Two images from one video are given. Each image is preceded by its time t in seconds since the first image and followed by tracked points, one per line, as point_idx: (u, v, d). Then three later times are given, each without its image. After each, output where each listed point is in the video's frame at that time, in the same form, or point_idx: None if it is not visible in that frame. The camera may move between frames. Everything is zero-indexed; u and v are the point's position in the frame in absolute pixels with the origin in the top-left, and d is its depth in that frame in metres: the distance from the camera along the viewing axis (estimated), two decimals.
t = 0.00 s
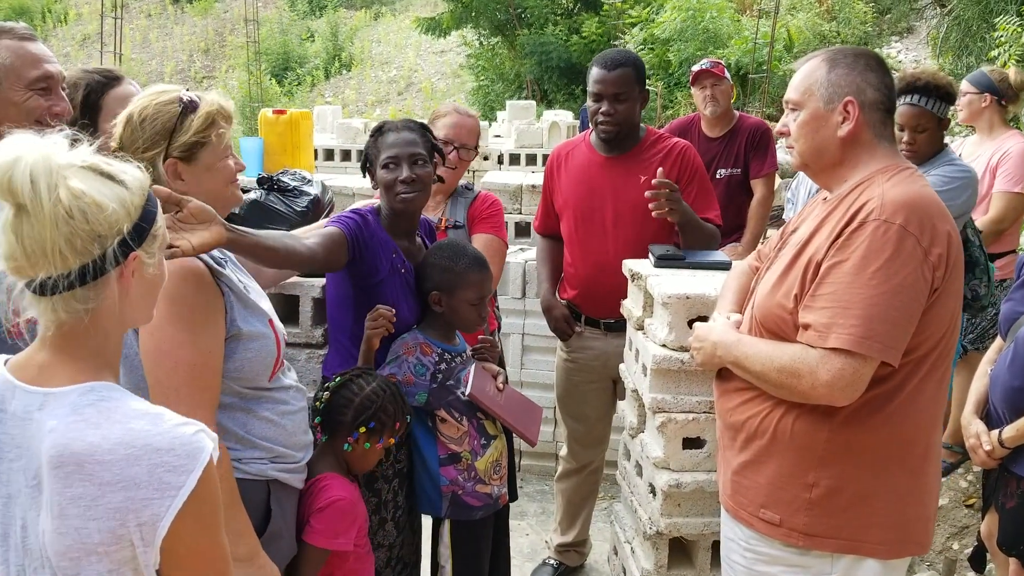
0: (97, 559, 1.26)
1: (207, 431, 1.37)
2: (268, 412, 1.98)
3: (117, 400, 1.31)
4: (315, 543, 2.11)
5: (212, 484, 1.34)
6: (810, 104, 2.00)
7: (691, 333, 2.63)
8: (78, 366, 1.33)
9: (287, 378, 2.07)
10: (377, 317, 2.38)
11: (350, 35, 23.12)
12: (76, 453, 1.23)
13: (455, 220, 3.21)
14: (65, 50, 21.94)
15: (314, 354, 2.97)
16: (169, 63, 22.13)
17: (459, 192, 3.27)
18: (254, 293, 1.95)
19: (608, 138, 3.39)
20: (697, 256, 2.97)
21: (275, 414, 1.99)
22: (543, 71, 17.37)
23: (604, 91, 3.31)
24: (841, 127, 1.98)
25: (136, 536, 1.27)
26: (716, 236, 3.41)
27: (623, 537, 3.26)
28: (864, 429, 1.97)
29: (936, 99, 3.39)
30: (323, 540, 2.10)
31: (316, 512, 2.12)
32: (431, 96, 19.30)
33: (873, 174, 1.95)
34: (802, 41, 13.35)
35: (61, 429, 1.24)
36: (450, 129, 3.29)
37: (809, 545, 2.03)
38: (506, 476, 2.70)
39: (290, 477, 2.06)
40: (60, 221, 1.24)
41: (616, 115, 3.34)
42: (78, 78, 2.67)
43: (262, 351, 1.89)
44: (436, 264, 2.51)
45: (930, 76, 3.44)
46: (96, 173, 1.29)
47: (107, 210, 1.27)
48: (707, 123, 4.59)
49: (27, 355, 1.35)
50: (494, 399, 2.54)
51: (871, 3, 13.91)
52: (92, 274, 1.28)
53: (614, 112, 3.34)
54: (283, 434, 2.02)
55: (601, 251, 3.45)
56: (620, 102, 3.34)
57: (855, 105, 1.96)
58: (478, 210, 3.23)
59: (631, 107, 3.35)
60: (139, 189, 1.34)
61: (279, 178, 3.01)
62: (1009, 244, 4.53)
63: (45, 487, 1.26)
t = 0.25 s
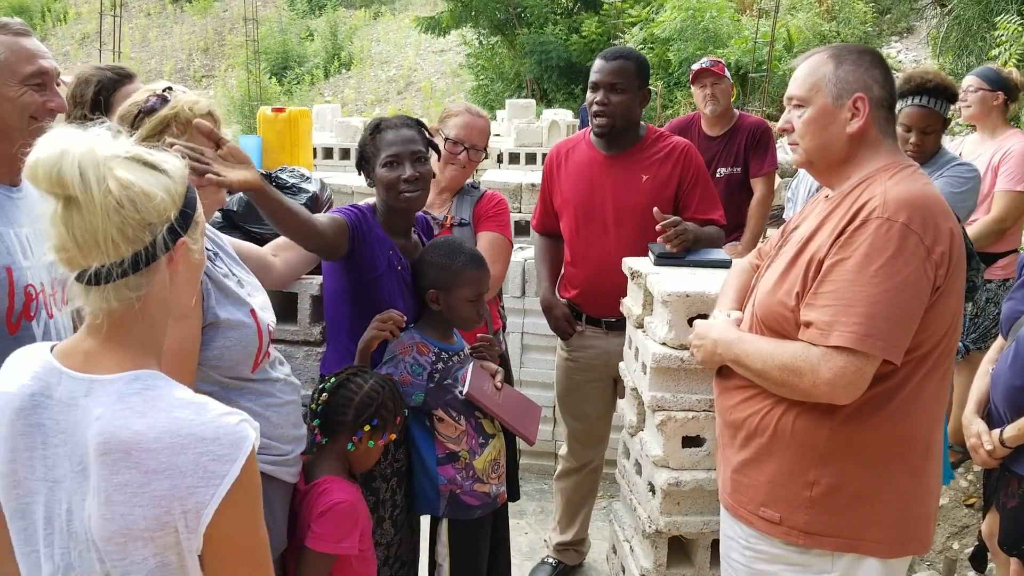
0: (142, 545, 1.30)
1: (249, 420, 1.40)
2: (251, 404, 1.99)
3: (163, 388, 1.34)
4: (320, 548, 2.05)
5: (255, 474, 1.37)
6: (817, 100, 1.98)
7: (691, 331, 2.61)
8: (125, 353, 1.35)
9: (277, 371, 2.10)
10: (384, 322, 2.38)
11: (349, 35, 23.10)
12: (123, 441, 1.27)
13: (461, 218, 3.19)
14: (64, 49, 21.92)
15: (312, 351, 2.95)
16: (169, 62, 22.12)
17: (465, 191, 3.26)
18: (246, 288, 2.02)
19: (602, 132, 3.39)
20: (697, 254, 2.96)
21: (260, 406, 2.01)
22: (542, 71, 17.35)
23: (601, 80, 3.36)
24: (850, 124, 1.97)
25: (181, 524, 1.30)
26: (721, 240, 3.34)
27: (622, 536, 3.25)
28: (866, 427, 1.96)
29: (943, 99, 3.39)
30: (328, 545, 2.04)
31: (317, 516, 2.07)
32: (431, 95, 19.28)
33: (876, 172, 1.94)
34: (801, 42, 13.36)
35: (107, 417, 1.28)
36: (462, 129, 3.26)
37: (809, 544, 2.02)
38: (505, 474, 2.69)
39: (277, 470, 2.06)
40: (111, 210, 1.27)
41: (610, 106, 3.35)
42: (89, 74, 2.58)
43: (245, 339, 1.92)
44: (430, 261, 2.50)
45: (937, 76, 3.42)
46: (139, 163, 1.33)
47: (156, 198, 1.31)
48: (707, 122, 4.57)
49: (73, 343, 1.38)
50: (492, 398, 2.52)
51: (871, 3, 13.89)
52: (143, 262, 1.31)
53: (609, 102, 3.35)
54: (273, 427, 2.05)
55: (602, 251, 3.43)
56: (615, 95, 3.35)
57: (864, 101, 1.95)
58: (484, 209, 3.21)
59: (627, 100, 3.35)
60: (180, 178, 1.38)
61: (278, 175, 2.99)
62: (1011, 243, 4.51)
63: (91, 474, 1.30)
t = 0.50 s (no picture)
0: (192, 533, 1.37)
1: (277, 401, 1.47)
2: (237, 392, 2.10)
3: (195, 379, 1.39)
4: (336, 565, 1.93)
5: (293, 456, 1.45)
6: (820, 96, 1.96)
7: (691, 328, 2.60)
8: (155, 344, 1.39)
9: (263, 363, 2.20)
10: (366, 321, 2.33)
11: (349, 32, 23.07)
12: (166, 434, 1.32)
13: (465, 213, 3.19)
14: (64, 46, 21.89)
15: (312, 348, 2.95)
16: (168, 59, 22.09)
17: (470, 187, 3.25)
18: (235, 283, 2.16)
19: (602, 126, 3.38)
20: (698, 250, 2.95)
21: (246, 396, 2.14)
22: (542, 68, 17.33)
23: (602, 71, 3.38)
24: (853, 119, 1.96)
25: (229, 509, 1.38)
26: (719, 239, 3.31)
27: (622, 534, 3.24)
28: (867, 424, 1.95)
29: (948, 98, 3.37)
30: (351, 563, 1.92)
31: (338, 532, 1.95)
32: (430, 92, 19.26)
33: (878, 168, 1.93)
34: (801, 39, 13.35)
35: (147, 412, 1.33)
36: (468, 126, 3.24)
37: (809, 541, 2.01)
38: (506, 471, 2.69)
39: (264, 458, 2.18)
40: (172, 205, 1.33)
41: (609, 100, 3.35)
42: (101, 72, 2.40)
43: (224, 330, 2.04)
44: (424, 258, 2.50)
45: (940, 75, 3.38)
46: (178, 159, 1.39)
47: (200, 196, 1.38)
48: (707, 119, 4.56)
49: (96, 340, 1.40)
50: (494, 394, 2.52)
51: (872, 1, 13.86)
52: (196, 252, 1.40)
53: (609, 92, 3.35)
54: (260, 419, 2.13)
55: (603, 249, 3.43)
56: (616, 89, 3.35)
57: (868, 97, 1.94)
58: (489, 205, 3.19)
59: (629, 94, 3.34)
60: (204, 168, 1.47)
61: (278, 171, 2.98)
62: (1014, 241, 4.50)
63: (132, 469, 1.34)
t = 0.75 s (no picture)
0: (274, 485, 1.38)
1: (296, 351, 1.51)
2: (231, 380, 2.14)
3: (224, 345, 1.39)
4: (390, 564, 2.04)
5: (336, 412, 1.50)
6: (819, 89, 1.96)
7: (691, 320, 2.60)
8: (181, 323, 1.38)
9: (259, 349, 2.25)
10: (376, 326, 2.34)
11: (349, 22, 23.00)
12: (245, 396, 1.34)
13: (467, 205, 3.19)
14: (62, 35, 21.83)
15: (312, 339, 2.94)
16: (167, 49, 22.04)
17: (474, 178, 3.25)
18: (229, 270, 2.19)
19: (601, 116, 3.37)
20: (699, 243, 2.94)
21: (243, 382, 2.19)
22: (542, 59, 17.30)
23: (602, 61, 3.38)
24: (850, 112, 1.96)
25: (300, 454, 1.41)
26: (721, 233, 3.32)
27: (621, 525, 3.25)
28: (866, 417, 1.96)
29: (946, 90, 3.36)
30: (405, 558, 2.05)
31: (385, 530, 2.04)
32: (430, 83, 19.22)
33: (878, 161, 1.93)
34: (802, 31, 13.33)
35: (219, 382, 1.33)
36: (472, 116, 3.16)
37: (809, 533, 2.02)
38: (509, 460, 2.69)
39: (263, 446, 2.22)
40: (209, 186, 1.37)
41: (607, 90, 3.34)
42: (103, 65, 2.35)
43: (220, 318, 2.08)
44: (421, 250, 2.50)
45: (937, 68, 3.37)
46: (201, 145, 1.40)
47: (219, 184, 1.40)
48: (708, 110, 4.56)
49: (112, 336, 1.33)
50: (495, 383, 2.52)
51: None
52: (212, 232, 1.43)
53: (608, 81, 3.35)
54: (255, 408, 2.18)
55: (602, 240, 3.42)
56: (615, 79, 3.35)
57: (866, 90, 1.93)
58: (489, 197, 3.19)
59: (628, 85, 3.33)
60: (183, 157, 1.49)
61: (278, 162, 2.97)
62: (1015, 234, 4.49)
63: (205, 445, 1.32)
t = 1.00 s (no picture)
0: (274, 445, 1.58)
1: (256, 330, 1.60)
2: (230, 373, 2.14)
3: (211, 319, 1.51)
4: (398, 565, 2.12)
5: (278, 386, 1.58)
6: (814, 85, 1.97)
7: (691, 314, 2.61)
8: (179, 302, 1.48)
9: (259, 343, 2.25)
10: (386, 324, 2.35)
11: (348, 14, 22.94)
12: (245, 363, 1.49)
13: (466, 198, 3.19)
14: (61, 28, 21.79)
15: (312, 332, 2.95)
16: (166, 41, 21.99)
17: (470, 171, 3.26)
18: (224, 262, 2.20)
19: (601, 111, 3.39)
20: (698, 236, 2.95)
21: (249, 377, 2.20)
22: (542, 52, 17.27)
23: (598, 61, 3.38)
24: (844, 108, 1.96)
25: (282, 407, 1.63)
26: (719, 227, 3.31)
27: (620, 518, 3.26)
28: (863, 411, 1.96)
29: (935, 84, 3.33)
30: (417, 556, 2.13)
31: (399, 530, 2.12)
32: (430, 76, 19.19)
33: (876, 155, 1.93)
34: (802, 24, 13.31)
35: (233, 349, 1.47)
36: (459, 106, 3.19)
37: (806, 526, 2.03)
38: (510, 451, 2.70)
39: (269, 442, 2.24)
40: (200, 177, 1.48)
41: (606, 85, 3.35)
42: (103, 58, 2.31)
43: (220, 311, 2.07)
44: (421, 244, 2.50)
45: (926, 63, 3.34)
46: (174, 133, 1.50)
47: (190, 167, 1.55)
48: (708, 104, 4.55)
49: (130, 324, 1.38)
50: (496, 375, 2.54)
51: None
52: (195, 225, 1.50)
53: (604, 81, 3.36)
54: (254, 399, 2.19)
55: (602, 234, 3.42)
56: (614, 74, 3.35)
57: (859, 86, 1.94)
58: (489, 190, 3.18)
59: (626, 79, 3.34)
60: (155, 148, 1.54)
61: (278, 155, 2.97)
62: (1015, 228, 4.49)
63: (230, 414, 1.45)
